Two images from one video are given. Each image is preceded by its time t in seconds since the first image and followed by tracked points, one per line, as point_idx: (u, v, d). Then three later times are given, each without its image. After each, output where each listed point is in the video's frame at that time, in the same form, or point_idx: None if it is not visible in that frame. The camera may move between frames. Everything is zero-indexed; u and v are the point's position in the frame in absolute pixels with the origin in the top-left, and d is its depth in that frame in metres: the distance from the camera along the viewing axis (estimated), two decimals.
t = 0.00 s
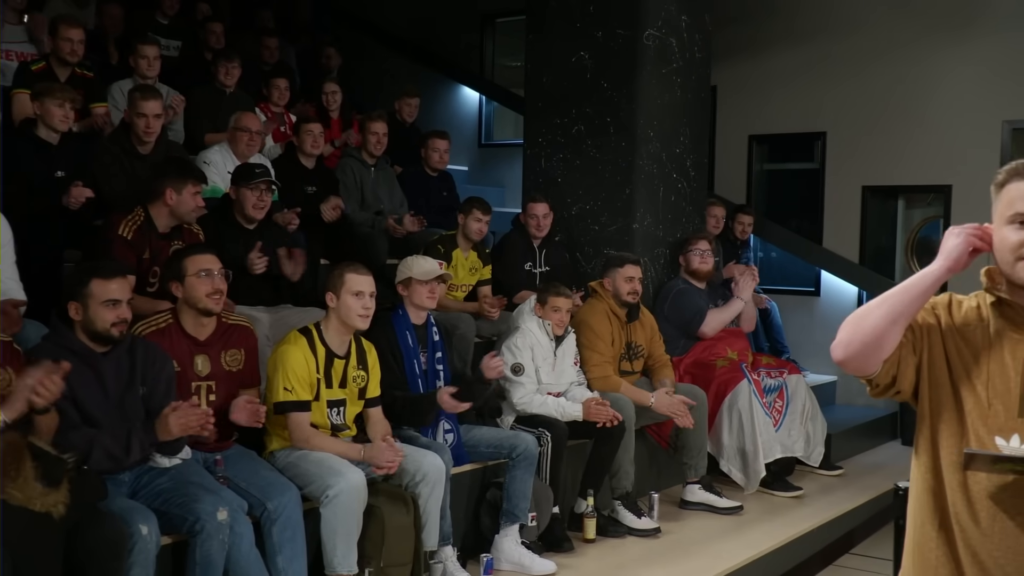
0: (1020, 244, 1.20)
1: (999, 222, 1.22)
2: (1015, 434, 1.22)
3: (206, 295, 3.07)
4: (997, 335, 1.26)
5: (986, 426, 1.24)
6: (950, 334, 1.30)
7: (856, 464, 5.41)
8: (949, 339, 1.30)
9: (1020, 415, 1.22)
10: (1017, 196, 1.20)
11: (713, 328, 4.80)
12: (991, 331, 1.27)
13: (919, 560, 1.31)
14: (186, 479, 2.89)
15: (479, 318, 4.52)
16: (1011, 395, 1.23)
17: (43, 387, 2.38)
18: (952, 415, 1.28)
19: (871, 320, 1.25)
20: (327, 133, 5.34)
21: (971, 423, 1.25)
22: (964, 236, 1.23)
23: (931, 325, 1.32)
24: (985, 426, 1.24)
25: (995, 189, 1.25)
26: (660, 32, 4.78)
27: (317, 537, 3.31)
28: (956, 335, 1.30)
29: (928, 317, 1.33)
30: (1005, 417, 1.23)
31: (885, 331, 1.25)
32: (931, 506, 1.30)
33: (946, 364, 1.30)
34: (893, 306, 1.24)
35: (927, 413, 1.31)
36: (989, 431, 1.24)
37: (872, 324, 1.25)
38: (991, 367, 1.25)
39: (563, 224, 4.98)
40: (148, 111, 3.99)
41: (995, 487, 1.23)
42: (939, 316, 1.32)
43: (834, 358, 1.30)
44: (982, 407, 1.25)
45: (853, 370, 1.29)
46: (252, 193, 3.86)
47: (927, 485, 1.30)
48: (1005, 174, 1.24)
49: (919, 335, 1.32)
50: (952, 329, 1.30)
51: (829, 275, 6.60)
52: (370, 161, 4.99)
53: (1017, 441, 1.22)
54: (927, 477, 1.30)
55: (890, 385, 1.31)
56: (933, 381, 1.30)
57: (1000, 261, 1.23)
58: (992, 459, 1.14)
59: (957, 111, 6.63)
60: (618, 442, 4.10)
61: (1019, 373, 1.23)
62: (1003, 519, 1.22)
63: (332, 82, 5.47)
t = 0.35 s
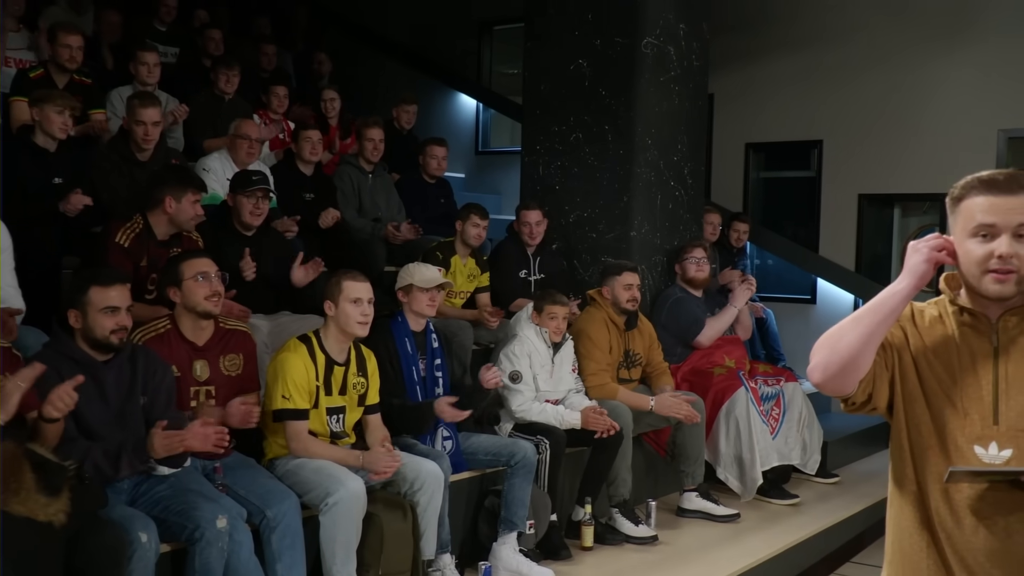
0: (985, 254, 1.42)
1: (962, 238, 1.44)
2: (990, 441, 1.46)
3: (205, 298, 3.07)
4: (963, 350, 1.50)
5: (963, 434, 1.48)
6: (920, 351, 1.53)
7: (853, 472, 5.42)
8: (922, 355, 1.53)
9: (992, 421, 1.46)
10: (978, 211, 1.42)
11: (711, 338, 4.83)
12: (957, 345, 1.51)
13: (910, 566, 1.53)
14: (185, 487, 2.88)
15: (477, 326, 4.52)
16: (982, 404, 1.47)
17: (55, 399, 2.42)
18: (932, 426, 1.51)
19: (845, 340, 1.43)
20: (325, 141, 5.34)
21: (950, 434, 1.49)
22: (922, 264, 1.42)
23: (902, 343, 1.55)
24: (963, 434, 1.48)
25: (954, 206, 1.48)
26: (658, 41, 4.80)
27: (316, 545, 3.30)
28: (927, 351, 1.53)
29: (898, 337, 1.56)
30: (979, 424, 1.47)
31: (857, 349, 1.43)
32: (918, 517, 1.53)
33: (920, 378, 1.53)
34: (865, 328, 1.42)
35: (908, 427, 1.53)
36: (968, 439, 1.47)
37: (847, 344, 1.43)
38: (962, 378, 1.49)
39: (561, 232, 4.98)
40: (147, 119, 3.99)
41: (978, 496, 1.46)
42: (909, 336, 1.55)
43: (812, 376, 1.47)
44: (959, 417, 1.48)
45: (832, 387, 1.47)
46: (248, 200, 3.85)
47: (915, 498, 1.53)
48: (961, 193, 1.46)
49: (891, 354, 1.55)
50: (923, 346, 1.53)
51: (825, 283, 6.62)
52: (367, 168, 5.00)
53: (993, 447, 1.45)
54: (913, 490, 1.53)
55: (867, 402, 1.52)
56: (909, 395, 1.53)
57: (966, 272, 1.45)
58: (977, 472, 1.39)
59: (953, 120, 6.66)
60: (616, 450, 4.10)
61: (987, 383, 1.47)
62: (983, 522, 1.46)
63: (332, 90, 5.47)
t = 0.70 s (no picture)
0: (968, 272, 1.52)
1: (948, 253, 1.53)
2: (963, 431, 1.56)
3: (161, 297, 3.04)
4: (940, 345, 1.59)
5: (937, 424, 1.58)
6: (900, 345, 1.63)
7: (807, 468, 5.52)
8: (901, 348, 1.63)
9: (966, 413, 1.56)
10: (963, 231, 1.50)
11: (669, 337, 4.84)
12: (934, 340, 1.60)
13: (879, 556, 1.63)
14: (143, 488, 2.85)
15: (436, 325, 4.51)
16: (956, 396, 1.57)
17: None
18: (908, 415, 1.62)
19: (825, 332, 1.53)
20: (283, 140, 5.30)
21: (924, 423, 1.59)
22: (905, 267, 1.49)
23: (882, 337, 1.65)
24: (937, 425, 1.58)
25: (940, 219, 1.55)
26: (616, 42, 4.85)
27: (274, 547, 3.28)
28: (906, 344, 1.63)
29: (878, 330, 1.66)
30: (953, 415, 1.57)
31: (835, 342, 1.53)
32: (889, 505, 1.63)
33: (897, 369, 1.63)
34: (845, 323, 1.52)
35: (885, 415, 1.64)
36: (941, 429, 1.57)
37: (827, 336, 1.53)
38: (939, 371, 1.59)
39: (519, 232, 4.98)
40: (101, 117, 3.93)
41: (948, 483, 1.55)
42: (889, 330, 1.65)
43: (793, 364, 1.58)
44: (934, 408, 1.58)
45: (812, 375, 1.57)
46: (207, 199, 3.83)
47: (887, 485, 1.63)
48: (947, 208, 1.53)
49: (872, 346, 1.64)
50: (902, 340, 1.63)
51: (779, 282, 6.69)
52: (325, 167, 4.97)
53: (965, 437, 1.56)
54: (886, 478, 1.63)
55: (844, 391, 1.62)
56: (885, 385, 1.64)
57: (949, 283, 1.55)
58: (966, 444, 1.45)
59: (904, 123, 6.79)
60: (575, 448, 4.13)
61: (961, 377, 1.57)
62: (952, 508, 1.55)
63: (290, 89, 5.42)
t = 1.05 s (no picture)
0: (963, 265, 1.66)
1: (946, 244, 1.67)
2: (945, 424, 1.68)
3: (106, 293, 2.99)
4: (929, 339, 1.71)
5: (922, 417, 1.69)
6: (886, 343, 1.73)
7: (756, 452, 5.62)
8: (887, 345, 1.73)
9: (950, 406, 1.68)
10: (962, 224, 1.63)
11: (617, 327, 4.89)
12: (923, 334, 1.71)
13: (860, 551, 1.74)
14: (90, 483, 2.81)
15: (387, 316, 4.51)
16: (941, 390, 1.69)
17: None
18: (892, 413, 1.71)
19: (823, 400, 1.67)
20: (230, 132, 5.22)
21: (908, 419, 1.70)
22: (892, 387, 1.54)
23: (873, 332, 1.75)
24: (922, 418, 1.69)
25: (941, 210, 1.68)
26: (564, 32, 4.88)
27: (226, 541, 3.25)
28: (895, 338, 1.73)
29: (867, 330, 1.75)
30: (937, 408, 1.69)
31: (831, 416, 1.67)
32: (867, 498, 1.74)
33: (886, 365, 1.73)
34: (839, 406, 1.65)
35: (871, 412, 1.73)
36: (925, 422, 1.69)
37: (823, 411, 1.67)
38: (927, 365, 1.70)
39: (469, 222, 4.98)
40: (51, 108, 3.83)
41: (933, 472, 1.68)
42: (878, 328, 1.75)
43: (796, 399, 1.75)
44: (920, 402, 1.70)
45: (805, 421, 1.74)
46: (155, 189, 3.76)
47: (872, 477, 1.73)
48: (949, 201, 1.66)
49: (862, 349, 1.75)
50: (892, 333, 1.73)
51: (728, 271, 6.82)
52: (273, 159, 4.89)
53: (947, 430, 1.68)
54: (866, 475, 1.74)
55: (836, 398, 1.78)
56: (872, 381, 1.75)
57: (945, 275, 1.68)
58: (949, 430, 1.56)
59: (848, 113, 6.92)
60: (527, 437, 4.16)
61: (948, 371, 1.69)
62: (923, 494, 1.68)
63: (238, 78, 5.32)
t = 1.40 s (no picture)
0: (916, 256, 1.70)
1: (900, 235, 1.71)
2: (904, 412, 1.74)
3: (61, 285, 2.95)
4: (886, 330, 1.76)
5: (881, 407, 1.75)
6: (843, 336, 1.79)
7: (716, 438, 5.69)
8: (846, 336, 1.78)
9: (907, 395, 1.74)
10: (914, 216, 1.68)
11: (579, 314, 4.96)
12: (880, 325, 1.76)
13: (827, 542, 1.79)
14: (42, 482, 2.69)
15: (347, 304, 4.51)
16: (899, 380, 1.75)
17: None
18: (854, 403, 1.77)
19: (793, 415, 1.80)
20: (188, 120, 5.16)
21: (869, 409, 1.76)
22: (853, 439, 1.66)
23: (832, 324, 1.80)
24: (881, 407, 1.75)
25: (894, 202, 1.73)
26: (524, 21, 4.89)
27: (184, 531, 3.23)
28: (853, 328, 1.78)
29: (825, 323, 1.81)
30: (895, 397, 1.75)
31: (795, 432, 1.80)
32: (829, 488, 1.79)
33: (845, 357, 1.78)
34: (817, 416, 1.76)
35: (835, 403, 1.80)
36: (885, 410, 1.75)
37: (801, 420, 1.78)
38: (884, 356, 1.75)
39: (431, 210, 5.00)
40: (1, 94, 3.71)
41: (892, 461, 1.72)
42: (835, 321, 1.80)
43: (771, 403, 1.87)
44: (880, 392, 1.76)
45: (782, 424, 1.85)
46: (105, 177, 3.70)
47: (837, 469, 1.78)
48: (901, 193, 1.71)
49: (824, 343, 1.81)
50: (849, 324, 1.78)
51: (688, 259, 6.88)
52: (232, 147, 4.87)
53: (906, 418, 1.73)
54: (829, 466, 1.80)
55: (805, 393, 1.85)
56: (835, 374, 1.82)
57: (899, 266, 1.73)
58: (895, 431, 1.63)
59: (805, 103, 7.00)
60: (488, 424, 4.17)
61: (905, 361, 1.74)
62: (882, 483, 1.73)
63: (196, 65, 5.24)
